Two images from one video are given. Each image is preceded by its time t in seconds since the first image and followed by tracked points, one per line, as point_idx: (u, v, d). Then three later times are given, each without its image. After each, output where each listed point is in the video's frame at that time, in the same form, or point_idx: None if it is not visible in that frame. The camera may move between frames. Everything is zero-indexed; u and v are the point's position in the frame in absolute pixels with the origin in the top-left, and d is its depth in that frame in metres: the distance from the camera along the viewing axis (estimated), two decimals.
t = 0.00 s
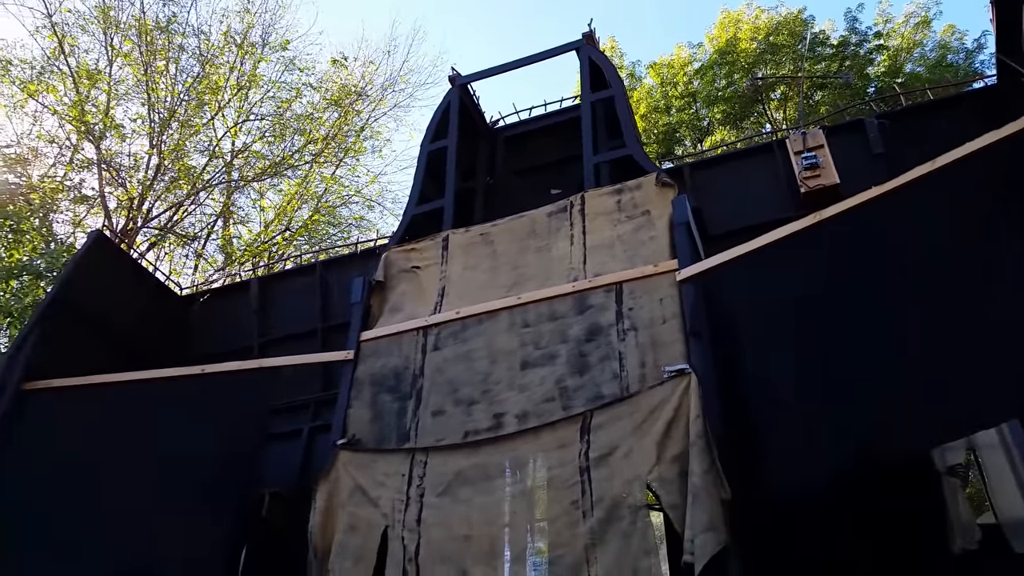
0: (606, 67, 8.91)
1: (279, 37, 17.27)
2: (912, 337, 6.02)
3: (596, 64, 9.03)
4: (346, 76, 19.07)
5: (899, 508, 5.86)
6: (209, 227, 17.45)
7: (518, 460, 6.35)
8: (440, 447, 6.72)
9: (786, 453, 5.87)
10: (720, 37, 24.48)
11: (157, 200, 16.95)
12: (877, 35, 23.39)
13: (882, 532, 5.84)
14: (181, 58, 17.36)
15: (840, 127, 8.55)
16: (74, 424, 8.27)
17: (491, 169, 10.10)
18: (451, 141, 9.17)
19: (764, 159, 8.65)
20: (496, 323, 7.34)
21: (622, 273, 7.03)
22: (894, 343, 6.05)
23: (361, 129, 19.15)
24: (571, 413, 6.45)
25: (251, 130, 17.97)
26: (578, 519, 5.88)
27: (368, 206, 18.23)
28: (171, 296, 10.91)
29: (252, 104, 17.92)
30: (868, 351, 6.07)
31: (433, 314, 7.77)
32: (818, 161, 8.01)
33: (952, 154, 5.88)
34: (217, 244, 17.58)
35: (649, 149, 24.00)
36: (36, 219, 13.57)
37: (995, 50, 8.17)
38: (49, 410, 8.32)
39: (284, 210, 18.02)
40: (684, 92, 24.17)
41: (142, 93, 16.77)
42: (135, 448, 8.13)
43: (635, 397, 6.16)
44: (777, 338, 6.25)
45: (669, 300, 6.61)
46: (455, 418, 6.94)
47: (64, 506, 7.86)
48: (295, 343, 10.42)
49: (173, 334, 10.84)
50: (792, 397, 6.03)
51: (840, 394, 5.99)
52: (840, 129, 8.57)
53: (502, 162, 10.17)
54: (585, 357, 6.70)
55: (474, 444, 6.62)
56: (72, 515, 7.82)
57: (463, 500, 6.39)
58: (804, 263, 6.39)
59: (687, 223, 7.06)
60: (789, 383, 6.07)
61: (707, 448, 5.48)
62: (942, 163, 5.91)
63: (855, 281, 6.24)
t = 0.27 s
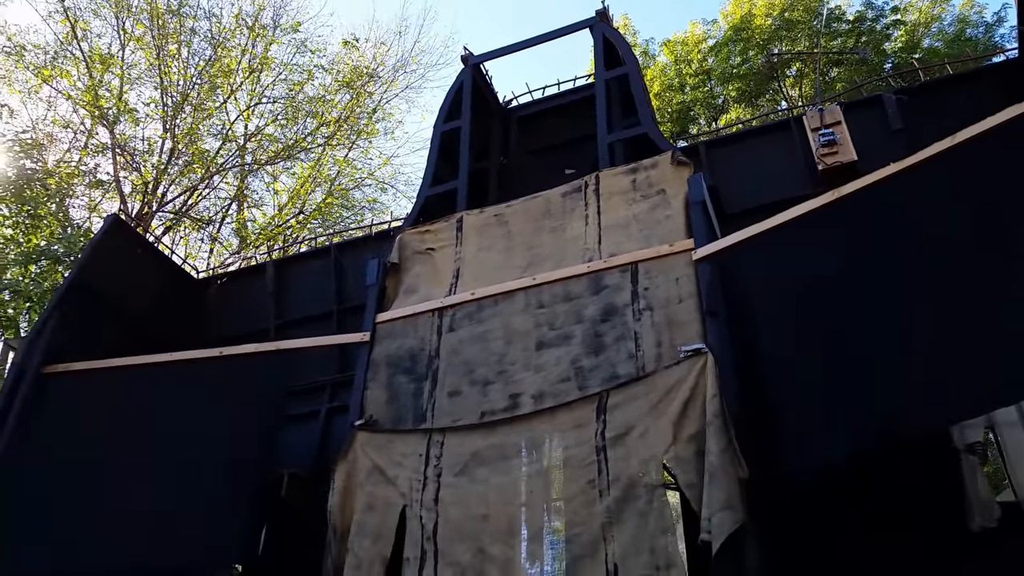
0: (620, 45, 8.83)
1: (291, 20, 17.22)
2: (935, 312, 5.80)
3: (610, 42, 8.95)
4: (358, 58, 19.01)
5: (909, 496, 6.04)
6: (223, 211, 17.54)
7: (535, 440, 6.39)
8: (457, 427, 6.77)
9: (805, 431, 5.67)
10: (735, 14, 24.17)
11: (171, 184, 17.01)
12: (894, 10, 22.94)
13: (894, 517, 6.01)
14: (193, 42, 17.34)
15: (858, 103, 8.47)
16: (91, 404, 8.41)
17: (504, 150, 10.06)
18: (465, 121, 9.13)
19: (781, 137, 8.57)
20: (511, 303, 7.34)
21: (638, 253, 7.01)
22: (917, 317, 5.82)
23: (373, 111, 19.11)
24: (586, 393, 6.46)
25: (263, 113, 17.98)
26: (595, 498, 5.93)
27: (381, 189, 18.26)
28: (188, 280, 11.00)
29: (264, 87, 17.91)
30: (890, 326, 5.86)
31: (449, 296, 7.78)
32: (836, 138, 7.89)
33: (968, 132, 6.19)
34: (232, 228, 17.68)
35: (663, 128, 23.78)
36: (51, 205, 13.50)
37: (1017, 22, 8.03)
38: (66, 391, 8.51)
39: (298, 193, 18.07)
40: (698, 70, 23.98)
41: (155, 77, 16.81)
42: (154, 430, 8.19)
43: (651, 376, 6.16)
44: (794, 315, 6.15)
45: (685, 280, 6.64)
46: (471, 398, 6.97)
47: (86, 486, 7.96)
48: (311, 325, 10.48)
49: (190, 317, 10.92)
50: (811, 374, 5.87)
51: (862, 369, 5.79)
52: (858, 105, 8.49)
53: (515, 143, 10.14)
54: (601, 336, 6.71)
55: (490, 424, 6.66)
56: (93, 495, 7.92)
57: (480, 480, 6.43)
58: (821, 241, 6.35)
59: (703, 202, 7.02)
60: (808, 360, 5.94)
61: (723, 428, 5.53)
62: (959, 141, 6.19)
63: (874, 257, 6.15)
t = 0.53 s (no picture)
0: (635, 23, 8.75)
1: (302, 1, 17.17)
2: (953, 288, 5.74)
3: (624, 20, 8.87)
4: (370, 39, 18.94)
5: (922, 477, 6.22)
6: (238, 195, 17.63)
7: (551, 420, 6.44)
8: (473, 408, 6.82)
9: (825, 414, 5.71)
10: None
11: (186, 167, 17.10)
12: None
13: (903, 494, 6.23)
14: (206, 25, 17.33)
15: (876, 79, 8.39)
16: (110, 386, 8.51)
17: (518, 130, 10.04)
18: (479, 102, 9.10)
19: (799, 115, 8.50)
20: (526, 284, 7.35)
21: (653, 233, 6.99)
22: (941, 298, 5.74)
23: (385, 92, 19.07)
24: (602, 373, 6.49)
25: (276, 96, 17.99)
26: (611, 477, 5.96)
27: (394, 171, 18.29)
28: (206, 265, 11.13)
29: (277, 69, 17.90)
30: (912, 308, 5.80)
31: (464, 277, 7.80)
32: (854, 115, 7.84)
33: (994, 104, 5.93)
34: (247, 211, 17.78)
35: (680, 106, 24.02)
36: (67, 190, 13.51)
37: None
38: (87, 374, 8.58)
39: (311, 176, 18.08)
40: (713, 48, 23.67)
41: (168, 61, 16.85)
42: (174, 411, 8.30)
43: (667, 357, 6.17)
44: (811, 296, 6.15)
45: (701, 260, 6.59)
46: (487, 379, 7.01)
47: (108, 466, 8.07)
48: (328, 307, 10.54)
49: (208, 301, 11.02)
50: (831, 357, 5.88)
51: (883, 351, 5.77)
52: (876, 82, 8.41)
53: (530, 124, 10.10)
54: (617, 317, 6.71)
55: (506, 405, 6.70)
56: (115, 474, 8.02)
57: (497, 459, 6.48)
58: (839, 219, 6.29)
59: (719, 181, 6.98)
60: (827, 342, 5.94)
61: (740, 407, 5.50)
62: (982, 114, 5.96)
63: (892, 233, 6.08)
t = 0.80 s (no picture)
0: None
1: None
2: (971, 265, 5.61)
3: None
4: (382, 20, 18.85)
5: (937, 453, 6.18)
6: (252, 177, 17.68)
7: (567, 400, 6.45)
8: (489, 388, 6.85)
9: (843, 392, 5.67)
10: None
11: (200, 151, 17.16)
12: None
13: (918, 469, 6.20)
14: (218, 7, 17.31)
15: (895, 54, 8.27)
16: (129, 368, 8.62)
17: (532, 110, 9.98)
18: (492, 82, 9.06)
19: (816, 91, 8.40)
20: (541, 265, 7.35)
21: (669, 212, 6.95)
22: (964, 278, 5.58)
23: (397, 73, 19.01)
24: (618, 354, 6.49)
25: (289, 78, 17.97)
26: (627, 456, 5.98)
27: (407, 152, 18.27)
28: (222, 247, 11.21)
29: (289, 52, 17.87)
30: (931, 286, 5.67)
31: (479, 258, 7.80)
32: (871, 92, 7.75)
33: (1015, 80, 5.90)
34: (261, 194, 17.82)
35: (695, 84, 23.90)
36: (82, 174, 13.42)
37: None
38: (104, 357, 8.74)
39: (325, 158, 18.09)
40: (728, 26, 23.38)
41: (181, 44, 16.87)
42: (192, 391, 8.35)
43: (683, 336, 6.15)
44: (828, 274, 6.12)
45: (717, 240, 6.56)
46: (502, 360, 7.03)
47: (128, 446, 8.16)
48: (343, 289, 10.58)
49: (221, 282, 11.11)
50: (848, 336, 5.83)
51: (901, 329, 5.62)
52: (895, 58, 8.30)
53: (543, 103, 10.04)
54: (632, 297, 6.70)
55: (522, 385, 6.73)
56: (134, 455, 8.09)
57: (513, 439, 6.51)
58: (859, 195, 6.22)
59: (736, 159, 6.92)
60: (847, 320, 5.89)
61: (756, 386, 5.50)
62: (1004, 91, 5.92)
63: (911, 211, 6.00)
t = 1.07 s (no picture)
0: None
1: None
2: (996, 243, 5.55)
3: None
4: None
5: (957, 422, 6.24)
6: (268, 155, 17.71)
7: (582, 376, 6.48)
8: (504, 364, 6.88)
9: (861, 371, 5.72)
10: None
11: (216, 128, 17.21)
12: None
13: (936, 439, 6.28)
14: None
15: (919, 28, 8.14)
16: (149, 341, 8.68)
17: (548, 86, 9.91)
18: (509, 57, 9.00)
19: (838, 66, 8.29)
20: (557, 241, 7.33)
21: (686, 188, 6.89)
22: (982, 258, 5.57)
23: (413, 50, 18.89)
24: (633, 330, 6.49)
25: (304, 55, 17.92)
26: (642, 432, 6.01)
27: (422, 130, 18.21)
28: (240, 223, 11.23)
29: (305, 28, 17.80)
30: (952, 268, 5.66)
31: (494, 235, 7.80)
32: (893, 66, 7.65)
33: None
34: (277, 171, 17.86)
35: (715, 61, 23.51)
36: (101, 151, 13.46)
37: None
38: (125, 330, 8.79)
39: (340, 136, 18.11)
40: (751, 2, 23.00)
41: (196, 21, 16.86)
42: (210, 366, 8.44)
43: (699, 313, 6.13)
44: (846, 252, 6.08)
45: (735, 216, 6.48)
46: (518, 336, 7.04)
47: (148, 419, 8.28)
48: (359, 266, 10.63)
49: (238, 257, 11.16)
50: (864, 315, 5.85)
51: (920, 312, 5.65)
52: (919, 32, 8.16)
53: (560, 79, 9.97)
54: (648, 274, 6.68)
55: (537, 360, 6.75)
56: (154, 427, 8.22)
57: (528, 415, 6.56)
58: (881, 170, 6.11)
59: (755, 134, 6.85)
60: (863, 299, 5.89)
61: (773, 364, 5.49)
62: None
63: (934, 187, 5.91)
